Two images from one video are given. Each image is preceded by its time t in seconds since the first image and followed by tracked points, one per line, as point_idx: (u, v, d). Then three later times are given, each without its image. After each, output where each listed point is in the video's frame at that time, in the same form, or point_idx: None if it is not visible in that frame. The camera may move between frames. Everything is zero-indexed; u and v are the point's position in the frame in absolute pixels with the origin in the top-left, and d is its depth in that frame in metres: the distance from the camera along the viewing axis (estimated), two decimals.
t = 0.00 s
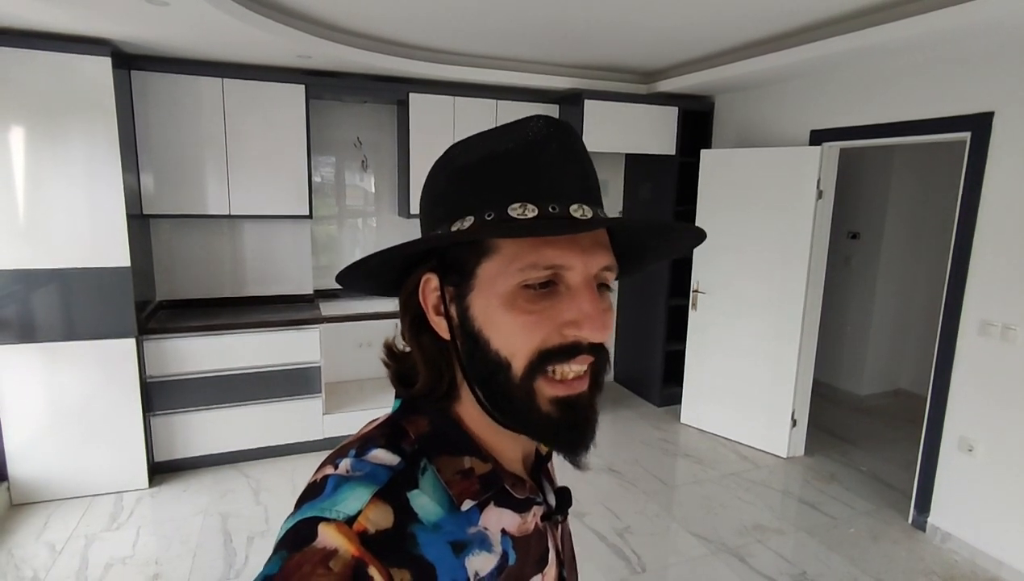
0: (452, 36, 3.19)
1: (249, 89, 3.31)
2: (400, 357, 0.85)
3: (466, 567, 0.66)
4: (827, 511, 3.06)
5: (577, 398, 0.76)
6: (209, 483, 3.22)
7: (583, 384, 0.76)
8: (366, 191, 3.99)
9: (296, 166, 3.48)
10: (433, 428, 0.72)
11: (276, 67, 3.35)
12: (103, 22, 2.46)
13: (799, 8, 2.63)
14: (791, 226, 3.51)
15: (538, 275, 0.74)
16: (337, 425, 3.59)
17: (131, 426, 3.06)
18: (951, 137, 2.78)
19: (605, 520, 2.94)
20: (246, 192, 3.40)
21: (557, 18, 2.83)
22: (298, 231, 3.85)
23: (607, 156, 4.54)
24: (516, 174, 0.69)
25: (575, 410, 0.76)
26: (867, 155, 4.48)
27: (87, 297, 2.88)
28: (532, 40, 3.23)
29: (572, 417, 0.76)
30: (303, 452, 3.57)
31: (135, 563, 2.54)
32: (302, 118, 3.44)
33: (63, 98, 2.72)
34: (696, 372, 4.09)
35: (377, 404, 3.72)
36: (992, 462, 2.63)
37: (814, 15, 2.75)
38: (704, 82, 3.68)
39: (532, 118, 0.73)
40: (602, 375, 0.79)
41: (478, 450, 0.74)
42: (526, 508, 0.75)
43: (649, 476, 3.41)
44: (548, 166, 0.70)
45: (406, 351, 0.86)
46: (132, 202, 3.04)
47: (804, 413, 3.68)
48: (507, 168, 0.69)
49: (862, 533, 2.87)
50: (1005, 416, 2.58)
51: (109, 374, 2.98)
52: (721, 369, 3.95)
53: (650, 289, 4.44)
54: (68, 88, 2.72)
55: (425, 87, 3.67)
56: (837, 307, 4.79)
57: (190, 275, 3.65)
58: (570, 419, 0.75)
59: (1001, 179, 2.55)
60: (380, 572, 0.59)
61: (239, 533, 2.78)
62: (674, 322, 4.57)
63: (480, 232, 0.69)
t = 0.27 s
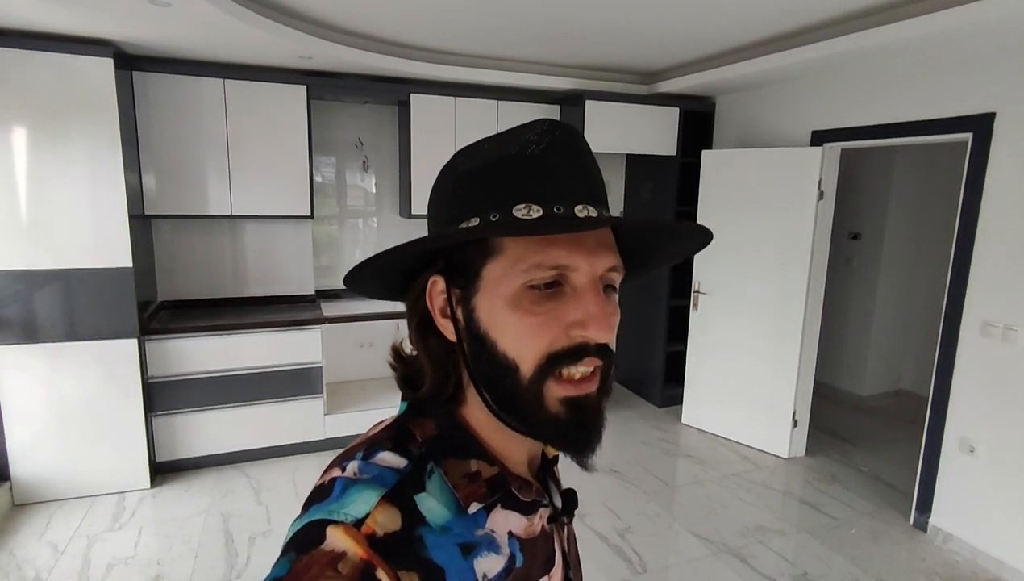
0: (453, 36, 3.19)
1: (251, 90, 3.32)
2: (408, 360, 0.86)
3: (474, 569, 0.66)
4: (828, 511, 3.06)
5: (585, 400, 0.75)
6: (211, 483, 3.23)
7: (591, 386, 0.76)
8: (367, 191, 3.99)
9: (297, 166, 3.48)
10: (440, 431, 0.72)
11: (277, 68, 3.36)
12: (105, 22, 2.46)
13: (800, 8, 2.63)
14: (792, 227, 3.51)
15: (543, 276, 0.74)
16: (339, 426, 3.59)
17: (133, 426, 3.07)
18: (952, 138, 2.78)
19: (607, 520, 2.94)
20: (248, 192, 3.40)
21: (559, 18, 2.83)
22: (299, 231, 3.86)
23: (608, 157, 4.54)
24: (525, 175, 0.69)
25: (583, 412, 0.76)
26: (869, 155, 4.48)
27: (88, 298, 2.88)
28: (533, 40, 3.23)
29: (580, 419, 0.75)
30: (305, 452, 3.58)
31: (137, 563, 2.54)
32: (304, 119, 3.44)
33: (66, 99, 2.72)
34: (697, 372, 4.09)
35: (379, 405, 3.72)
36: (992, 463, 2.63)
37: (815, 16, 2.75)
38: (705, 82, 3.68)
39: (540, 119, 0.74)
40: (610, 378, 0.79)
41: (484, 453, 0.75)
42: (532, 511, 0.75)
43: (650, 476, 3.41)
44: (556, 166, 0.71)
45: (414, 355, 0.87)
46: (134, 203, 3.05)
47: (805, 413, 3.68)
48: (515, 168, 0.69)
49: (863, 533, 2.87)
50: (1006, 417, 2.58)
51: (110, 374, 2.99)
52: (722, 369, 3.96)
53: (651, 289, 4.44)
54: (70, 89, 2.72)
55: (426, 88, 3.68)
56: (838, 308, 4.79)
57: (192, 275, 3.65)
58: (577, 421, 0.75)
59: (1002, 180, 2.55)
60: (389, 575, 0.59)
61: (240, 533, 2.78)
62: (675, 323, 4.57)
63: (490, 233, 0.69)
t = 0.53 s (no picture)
0: (454, 36, 3.20)
1: (251, 90, 3.32)
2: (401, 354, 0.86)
3: (466, 558, 0.66)
4: (828, 511, 3.06)
5: (575, 389, 0.75)
6: (211, 482, 3.23)
7: (581, 374, 0.76)
8: (368, 191, 4.00)
9: (298, 166, 3.48)
10: (433, 422, 0.73)
11: (278, 67, 3.36)
12: (105, 21, 2.47)
13: (800, 8, 2.63)
14: (792, 226, 3.51)
15: (530, 264, 0.75)
16: (339, 425, 3.59)
17: (133, 425, 3.07)
18: (952, 137, 2.78)
19: (607, 519, 2.94)
20: (248, 192, 3.41)
21: (558, 17, 2.83)
22: (300, 230, 3.86)
23: (608, 156, 4.54)
24: (513, 166, 0.70)
25: (573, 401, 0.76)
26: (868, 155, 4.48)
27: (89, 297, 2.89)
28: (533, 40, 3.23)
29: (570, 407, 0.75)
30: (305, 452, 3.58)
31: (137, 562, 2.54)
32: (304, 118, 3.45)
33: (67, 99, 2.73)
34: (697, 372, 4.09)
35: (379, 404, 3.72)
36: (992, 462, 2.63)
37: (815, 15, 2.75)
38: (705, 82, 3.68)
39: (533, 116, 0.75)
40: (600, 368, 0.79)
41: (476, 444, 0.75)
42: (524, 501, 0.76)
43: (650, 475, 3.41)
44: (544, 159, 0.71)
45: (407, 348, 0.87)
46: (135, 202, 3.06)
47: (805, 412, 3.68)
48: (504, 159, 0.70)
49: (863, 532, 2.87)
50: (1006, 416, 2.58)
51: (111, 373, 2.99)
52: (722, 368, 3.96)
53: (651, 289, 4.44)
54: (71, 88, 2.73)
55: (427, 87, 3.68)
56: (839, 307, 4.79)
57: (192, 274, 3.66)
58: (568, 409, 0.75)
59: (1002, 179, 2.55)
60: (382, 564, 0.59)
61: (240, 531, 2.79)
62: (675, 322, 4.57)
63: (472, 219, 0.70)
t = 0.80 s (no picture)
0: (454, 35, 3.19)
1: (252, 89, 3.32)
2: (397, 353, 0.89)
3: (459, 558, 0.65)
4: (829, 510, 3.06)
5: (558, 382, 0.75)
6: (211, 482, 3.23)
7: (564, 369, 0.76)
8: (368, 191, 3.99)
9: (299, 166, 3.48)
10: (429, 420, 0.73)
11: (278, 67, 3.36)
12: (106, 21, 2.47)
13: (800, 7, 2.63)
14: (793, 225, 3.51)
15: (508, 258, 0.76)
16: (339, 425, 3.59)
17: (134, 425, 3.07)
18: (953, 136, 2.78)
19: (607, 519, 2.94)
20: (249, 191, 3.41)
21: (559, 17, 2.83)
22: (300, 230, 3.86)
23: (609, 156, 4.54)
24: (494, 163, 0.72)
25: (556, 395, 0.76)
26: (869, 154, 4.48)
27: (90, 297, 2.89)
28: (534, 39, 3.23)
29: (552, 401, 0.75)
30: (305, 452, 3.58)
31: (137, 561, 2.54)
32: (305, 118, 3.44)
33: (67, 99, 2.73)
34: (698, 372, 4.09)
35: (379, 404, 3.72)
36: (994, 462, 2.63)
37: (815, 14, 2.75)
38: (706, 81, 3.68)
39: (525, 110, 0.76)
40: (585, 362, 0.78)
41: (472, 443, 0.75)
42: (520, 501, 0.75)
43: (651, 475, 3.41)
44: (527, 157, 0.72)
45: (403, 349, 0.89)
46: (135, 202, 3.06)
47: (806, 412, 3.67)
48: (487, 156, 0.72)
49: (864, 532, 2.87)
50: (1008, 415, 2.57)
51: (111, 373, 2.99)
52: (722, 368, 3.95)
53: (651, 288, 4.44)
54: (72, 88, 2.73)
55: (427, 87, 3.68)
56: (839, 307, 4.79)
57: (193, 274, 3.66)
58: (551, 403, 0.75)
59: (1003, 178, 2.55)
60: (377, 563, 0.59)
61: (241, 531, 2.78)
62: (676, 322, 4.57)
63: (458, 213, 0.72)
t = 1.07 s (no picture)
0: (455, 35, 3.19)
1: (253, 89, 3.32)
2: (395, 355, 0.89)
3: (455, 560, 0.65)
4: (830, 511, 3.06)
5: (550, 384, 0.75)
6: (212, 482, 3.23)
7: (557, 371, 0.75)
8: (369, 191, 3.99)
9: (300, 166, 3.48)
10: (427, 421, 0.73)
11: (279, 66, 3.36)
12: (107, 21, 2.47)
13: (802, 7, 2.62)
14: (794, 225, 3.51)
15: (498, 259, 0.76)
16: (340, 425, 3.59)
17: (135, 425, 3.07)
18: (954, 136, 2.77)
19: (608, 519, 2.94)
20: (250, 191, 3.41)
21: (560, 17, 2.82)
22: (301, 230, 3.86)
23: (610, 156, 4.53)
24: (483, 163, 0.72)
25: (548, 396, 0.75)
26: (870, 154, 4.47)
27: (91, 297, 2.89)
28: (534, 39, 3.23)
29: (544, 403, 0.75)
30: (306, 451, 3.58)
31: (139, 561, 2.55)
32: (306, 117, 3.44)
33: (68, 98, 2.73)
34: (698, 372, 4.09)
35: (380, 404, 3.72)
36: (995, 462, 2.63)
37: (817, 14, 2.74)
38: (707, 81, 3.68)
39: (519, 112, 0.77)
40: (577, 363, 0.77)
41: (470, 444, 0.75)
42: (518, 504, 0.75)
43: (652, 475, 3.41)
44: (517, 157, 0.73)
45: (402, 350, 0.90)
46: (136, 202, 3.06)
47: (807, 412, 3.67)
48: (476, 157, 0.72)
49: (865, 533, 2.87)
50: (1009, 416, 2.57)
51: (112, 373, 2.99)
52: (723, 368, 3.95)
53: (652, 288, 4.44)
54: (73, 88, 2.73)
55: (428, 87, 3.68)
56: (840, 307, 4.78)
57: (193, 274, 3.66)
58: (543, 404, 0.75)
59: (1005, 178, 2.55)
60: (375, 563, 0.59)
61: (242, 531, 2.79)
62: (676, 322, 4.57)
63: (455, 213, 0.75)
